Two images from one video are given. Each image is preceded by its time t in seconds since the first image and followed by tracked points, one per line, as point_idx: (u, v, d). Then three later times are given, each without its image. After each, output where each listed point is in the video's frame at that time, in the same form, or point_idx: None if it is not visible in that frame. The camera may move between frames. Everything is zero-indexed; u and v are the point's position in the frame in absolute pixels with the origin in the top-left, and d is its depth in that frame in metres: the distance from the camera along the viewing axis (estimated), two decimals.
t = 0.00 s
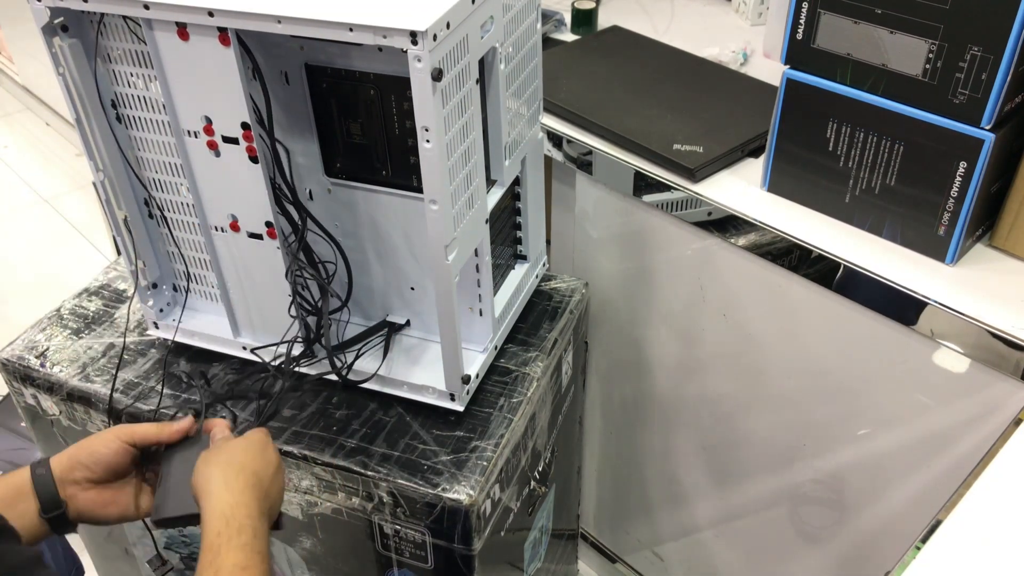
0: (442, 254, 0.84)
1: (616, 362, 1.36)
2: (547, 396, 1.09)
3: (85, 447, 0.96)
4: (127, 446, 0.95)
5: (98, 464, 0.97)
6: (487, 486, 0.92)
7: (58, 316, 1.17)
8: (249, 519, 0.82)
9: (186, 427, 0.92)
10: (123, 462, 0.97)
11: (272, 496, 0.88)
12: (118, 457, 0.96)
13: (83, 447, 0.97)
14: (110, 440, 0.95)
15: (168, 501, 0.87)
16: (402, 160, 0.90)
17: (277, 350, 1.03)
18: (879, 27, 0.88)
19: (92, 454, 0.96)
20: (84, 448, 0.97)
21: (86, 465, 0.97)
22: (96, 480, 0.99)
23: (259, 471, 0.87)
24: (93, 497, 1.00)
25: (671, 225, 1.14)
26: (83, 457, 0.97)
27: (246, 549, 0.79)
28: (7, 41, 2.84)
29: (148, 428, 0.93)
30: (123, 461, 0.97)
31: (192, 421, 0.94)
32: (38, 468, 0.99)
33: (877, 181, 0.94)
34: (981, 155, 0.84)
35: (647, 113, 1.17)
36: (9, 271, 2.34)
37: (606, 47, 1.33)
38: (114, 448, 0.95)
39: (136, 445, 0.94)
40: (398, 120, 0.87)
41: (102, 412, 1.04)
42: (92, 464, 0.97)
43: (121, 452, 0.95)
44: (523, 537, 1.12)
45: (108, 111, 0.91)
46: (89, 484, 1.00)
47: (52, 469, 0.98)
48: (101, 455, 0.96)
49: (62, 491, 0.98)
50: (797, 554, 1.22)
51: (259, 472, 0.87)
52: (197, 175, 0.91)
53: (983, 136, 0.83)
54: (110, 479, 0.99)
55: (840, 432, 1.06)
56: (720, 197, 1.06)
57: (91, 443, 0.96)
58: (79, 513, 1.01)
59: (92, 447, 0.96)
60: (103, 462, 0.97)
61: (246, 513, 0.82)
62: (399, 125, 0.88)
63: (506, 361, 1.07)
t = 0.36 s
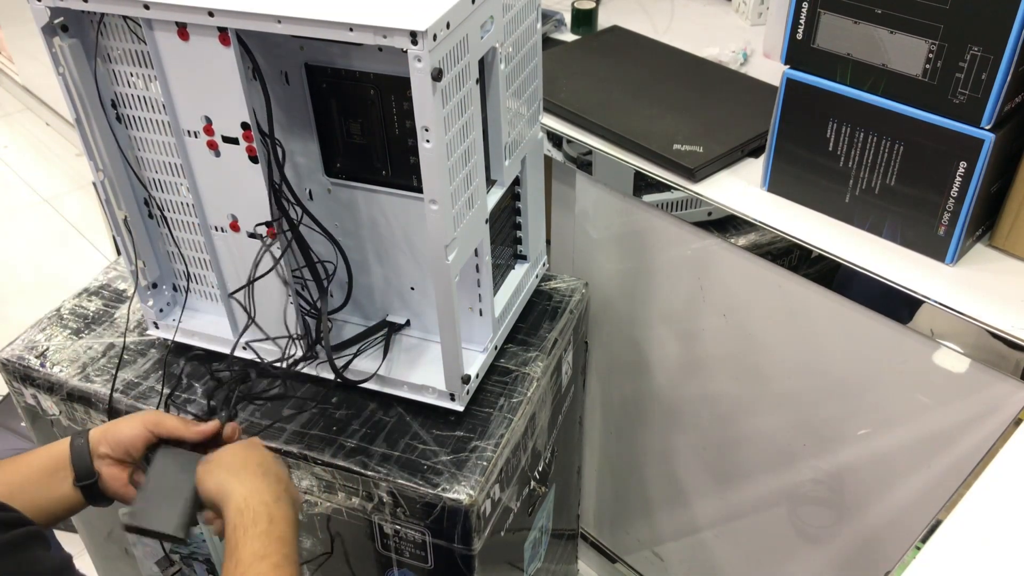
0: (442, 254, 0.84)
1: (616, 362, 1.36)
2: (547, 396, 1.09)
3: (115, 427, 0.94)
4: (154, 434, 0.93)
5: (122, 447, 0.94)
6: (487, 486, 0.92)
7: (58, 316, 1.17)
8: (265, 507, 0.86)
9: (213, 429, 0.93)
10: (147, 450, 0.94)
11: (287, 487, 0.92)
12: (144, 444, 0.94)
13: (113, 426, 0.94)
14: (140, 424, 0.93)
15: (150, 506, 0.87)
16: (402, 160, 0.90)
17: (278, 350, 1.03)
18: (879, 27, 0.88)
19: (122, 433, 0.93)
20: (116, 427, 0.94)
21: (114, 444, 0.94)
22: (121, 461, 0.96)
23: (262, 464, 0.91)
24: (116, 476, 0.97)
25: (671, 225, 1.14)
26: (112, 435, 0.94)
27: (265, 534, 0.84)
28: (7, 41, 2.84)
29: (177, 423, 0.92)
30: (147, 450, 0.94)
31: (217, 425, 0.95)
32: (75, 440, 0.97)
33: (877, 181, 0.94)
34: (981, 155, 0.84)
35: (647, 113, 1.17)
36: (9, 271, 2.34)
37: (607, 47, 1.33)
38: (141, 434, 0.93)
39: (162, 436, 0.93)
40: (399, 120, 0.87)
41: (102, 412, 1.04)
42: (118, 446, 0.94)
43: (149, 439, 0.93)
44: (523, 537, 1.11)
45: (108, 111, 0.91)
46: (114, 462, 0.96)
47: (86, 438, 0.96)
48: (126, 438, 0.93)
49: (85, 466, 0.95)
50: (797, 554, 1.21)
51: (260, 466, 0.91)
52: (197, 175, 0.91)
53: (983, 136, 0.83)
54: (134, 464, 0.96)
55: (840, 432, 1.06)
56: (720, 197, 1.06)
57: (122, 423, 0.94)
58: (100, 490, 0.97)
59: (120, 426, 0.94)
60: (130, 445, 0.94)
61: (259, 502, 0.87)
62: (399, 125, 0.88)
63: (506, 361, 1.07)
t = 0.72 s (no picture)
0: (442, 254, 0.84)
1: (616, 362, 1.36)
2: (547, 396, 1.09)
3: (115, 417, 0.93)
4: (156, 428, 0.93)
5: (122, 440, 0.93)
6: (487, 486, 0.92)
7: (58, 316, 1.17)
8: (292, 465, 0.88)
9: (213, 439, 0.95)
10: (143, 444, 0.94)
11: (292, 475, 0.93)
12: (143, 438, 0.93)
13: (112, 417, 0.94)
14: (140, 417, 0.93)
15: (128, 511, 0.86)
16: (402, 160, 0.89)
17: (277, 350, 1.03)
18: (879, 27, 0.87)
19: (122, 425, 0.93)
20: (115, 417, 0.94)
21: (111, 435, 0.94)
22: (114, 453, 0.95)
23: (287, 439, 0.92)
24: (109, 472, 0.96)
25: (671, 225, 1.14)
26: (111, 427, 0.94)
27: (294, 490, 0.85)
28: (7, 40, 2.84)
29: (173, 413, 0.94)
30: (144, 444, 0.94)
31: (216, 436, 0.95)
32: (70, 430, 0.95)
33: (877, 181, 0.94)
34: (981, 155, 0.84)
35: (647, 113, 1.17)
36: (10, 271, 2.34)
37: (606, 47, 1.33)
38: (143, 428, 0.93)
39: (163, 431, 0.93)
40: (398, 120, 0.87)
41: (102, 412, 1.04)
42: (117, 437, 0.93)
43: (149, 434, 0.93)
44: (523, 537, 1.11)
45: (108, 111, 0.91)
46: (109, 456, 0.95)
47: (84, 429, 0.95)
48: (128, 431, 0.93)
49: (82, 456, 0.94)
50: (798, 554, 1.21)
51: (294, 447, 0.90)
52: (197, 175, 0.91)
53: (983, 136, 0.83)
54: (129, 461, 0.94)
55: (840, 432, 1.06)
56: (720, 197, 1.06)
57: (124, 414, 0.93)
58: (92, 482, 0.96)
59: (121, 416, 0.93)
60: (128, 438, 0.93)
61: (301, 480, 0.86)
62: (399, 125, 0.88)
63: (506, 361, 1.07)
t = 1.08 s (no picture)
0: (442, 254, 0.84)
1: (617, 361, 1.36)
2: (547, 396, 1.09)
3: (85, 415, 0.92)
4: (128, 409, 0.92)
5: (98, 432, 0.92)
6: (487, 486, 0.92)
7: (58, 316, 1.17)
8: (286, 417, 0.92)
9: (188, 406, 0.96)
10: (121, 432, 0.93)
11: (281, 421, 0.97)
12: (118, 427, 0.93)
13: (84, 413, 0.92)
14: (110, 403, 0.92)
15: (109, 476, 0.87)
16: (402, 160, 0.90)
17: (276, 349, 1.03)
18: (879, 27, 0.88)
19: (94, 419, 0.91)
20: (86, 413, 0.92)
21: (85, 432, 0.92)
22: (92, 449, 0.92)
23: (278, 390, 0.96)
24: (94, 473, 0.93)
25: (671, 225, 1.14)
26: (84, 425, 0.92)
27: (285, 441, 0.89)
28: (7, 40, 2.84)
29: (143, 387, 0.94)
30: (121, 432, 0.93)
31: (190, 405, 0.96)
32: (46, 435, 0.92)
33: (877, 181, 0.94)
34: (981, 155, 0.84)
35: (647, 113, 1.17)
36: (10, 271, 2.34)
37: (606, 47, 1.33)
38: (115, 412, 0.92)
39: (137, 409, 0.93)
40: (399, 120, 0.87)
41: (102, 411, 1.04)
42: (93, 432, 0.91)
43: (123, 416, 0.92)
44: (523, 537, 1.11)
45: (108, 111, 0.91)
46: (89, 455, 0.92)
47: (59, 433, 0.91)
48: (102, 421, 0.91)
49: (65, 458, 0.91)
50: (798, 554, 1.21)
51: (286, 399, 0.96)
52: (197, 175, 0.91)
53: (983, 137, 0.83)
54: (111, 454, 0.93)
55: (840, 431, 1.06)
56: (720, 197, 1.06)
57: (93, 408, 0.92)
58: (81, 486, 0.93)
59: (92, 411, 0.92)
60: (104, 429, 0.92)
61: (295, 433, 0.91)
62: (399, 125, 0.88)
63: (506, 361, 1.07)
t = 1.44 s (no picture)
0: (442, 254, 0.84)
1: (617, 362, 1.36)
2: (547, 396, 1.09)
3: (83, 401, 0.97)
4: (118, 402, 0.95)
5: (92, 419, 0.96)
6: (487, 486, 0.92)
7: (58, 316, 1.17)
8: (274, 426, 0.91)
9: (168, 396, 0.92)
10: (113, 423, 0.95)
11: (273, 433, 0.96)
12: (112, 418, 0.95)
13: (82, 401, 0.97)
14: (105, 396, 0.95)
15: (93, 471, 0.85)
16: (402, 160, 0.90)
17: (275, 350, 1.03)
18: (879, 27, 0.88)
19: (89, 408, 0.96)
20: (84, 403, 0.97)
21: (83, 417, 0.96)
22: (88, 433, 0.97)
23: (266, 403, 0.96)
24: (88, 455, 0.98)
25: (671, 225, 1.14)
26: (80, 410, 0.96)
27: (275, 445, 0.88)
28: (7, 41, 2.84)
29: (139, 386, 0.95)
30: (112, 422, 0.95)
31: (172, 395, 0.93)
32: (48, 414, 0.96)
33: (877, 181, 0.94)
34: (981, 155, 0.84)
35: (646, 113, 1.17)
36: (10, 272, 2.34)
37: (607, 47, 1.33)
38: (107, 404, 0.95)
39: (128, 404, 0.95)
40: (399, 120, 0.87)
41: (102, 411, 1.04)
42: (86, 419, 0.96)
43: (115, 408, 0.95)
44: (522, 537, 1.11)
45: (108, 111, 0.91)
46: (85, 438, 0.98)
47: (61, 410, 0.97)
48: (96, 412, 0.95)
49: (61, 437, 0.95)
50: (798, 554, 1.21)
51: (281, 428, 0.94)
52: (197, 175, 0.91)
53: (983, 137, 0.83)
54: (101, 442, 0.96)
55: (840, 431, 1.06)
56: (719, 197, 1.06)
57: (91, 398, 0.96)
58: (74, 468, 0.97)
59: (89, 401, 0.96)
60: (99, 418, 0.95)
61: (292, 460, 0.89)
62: (399, 125, 0.88)
63: (506, 361, 1.07)
